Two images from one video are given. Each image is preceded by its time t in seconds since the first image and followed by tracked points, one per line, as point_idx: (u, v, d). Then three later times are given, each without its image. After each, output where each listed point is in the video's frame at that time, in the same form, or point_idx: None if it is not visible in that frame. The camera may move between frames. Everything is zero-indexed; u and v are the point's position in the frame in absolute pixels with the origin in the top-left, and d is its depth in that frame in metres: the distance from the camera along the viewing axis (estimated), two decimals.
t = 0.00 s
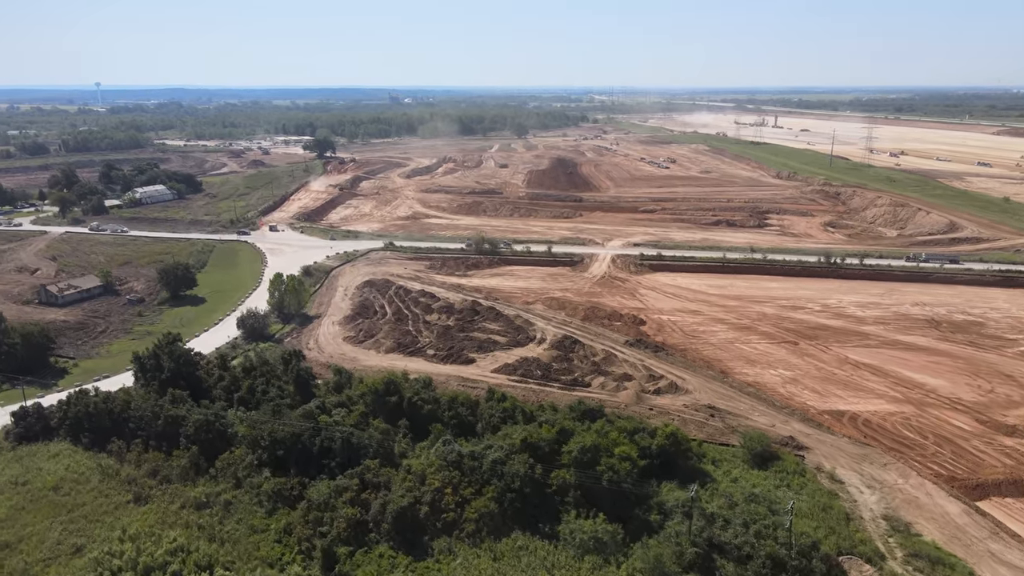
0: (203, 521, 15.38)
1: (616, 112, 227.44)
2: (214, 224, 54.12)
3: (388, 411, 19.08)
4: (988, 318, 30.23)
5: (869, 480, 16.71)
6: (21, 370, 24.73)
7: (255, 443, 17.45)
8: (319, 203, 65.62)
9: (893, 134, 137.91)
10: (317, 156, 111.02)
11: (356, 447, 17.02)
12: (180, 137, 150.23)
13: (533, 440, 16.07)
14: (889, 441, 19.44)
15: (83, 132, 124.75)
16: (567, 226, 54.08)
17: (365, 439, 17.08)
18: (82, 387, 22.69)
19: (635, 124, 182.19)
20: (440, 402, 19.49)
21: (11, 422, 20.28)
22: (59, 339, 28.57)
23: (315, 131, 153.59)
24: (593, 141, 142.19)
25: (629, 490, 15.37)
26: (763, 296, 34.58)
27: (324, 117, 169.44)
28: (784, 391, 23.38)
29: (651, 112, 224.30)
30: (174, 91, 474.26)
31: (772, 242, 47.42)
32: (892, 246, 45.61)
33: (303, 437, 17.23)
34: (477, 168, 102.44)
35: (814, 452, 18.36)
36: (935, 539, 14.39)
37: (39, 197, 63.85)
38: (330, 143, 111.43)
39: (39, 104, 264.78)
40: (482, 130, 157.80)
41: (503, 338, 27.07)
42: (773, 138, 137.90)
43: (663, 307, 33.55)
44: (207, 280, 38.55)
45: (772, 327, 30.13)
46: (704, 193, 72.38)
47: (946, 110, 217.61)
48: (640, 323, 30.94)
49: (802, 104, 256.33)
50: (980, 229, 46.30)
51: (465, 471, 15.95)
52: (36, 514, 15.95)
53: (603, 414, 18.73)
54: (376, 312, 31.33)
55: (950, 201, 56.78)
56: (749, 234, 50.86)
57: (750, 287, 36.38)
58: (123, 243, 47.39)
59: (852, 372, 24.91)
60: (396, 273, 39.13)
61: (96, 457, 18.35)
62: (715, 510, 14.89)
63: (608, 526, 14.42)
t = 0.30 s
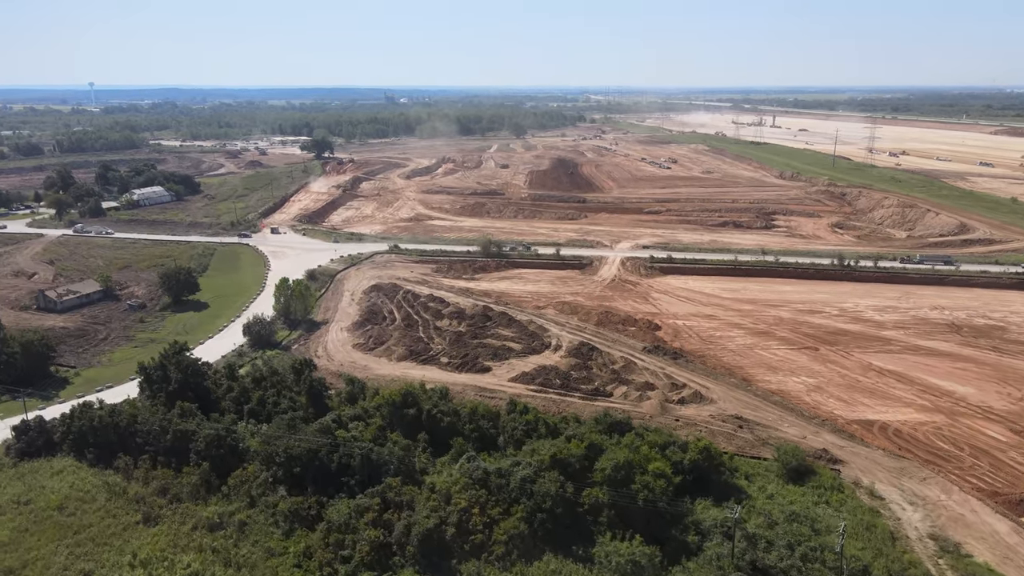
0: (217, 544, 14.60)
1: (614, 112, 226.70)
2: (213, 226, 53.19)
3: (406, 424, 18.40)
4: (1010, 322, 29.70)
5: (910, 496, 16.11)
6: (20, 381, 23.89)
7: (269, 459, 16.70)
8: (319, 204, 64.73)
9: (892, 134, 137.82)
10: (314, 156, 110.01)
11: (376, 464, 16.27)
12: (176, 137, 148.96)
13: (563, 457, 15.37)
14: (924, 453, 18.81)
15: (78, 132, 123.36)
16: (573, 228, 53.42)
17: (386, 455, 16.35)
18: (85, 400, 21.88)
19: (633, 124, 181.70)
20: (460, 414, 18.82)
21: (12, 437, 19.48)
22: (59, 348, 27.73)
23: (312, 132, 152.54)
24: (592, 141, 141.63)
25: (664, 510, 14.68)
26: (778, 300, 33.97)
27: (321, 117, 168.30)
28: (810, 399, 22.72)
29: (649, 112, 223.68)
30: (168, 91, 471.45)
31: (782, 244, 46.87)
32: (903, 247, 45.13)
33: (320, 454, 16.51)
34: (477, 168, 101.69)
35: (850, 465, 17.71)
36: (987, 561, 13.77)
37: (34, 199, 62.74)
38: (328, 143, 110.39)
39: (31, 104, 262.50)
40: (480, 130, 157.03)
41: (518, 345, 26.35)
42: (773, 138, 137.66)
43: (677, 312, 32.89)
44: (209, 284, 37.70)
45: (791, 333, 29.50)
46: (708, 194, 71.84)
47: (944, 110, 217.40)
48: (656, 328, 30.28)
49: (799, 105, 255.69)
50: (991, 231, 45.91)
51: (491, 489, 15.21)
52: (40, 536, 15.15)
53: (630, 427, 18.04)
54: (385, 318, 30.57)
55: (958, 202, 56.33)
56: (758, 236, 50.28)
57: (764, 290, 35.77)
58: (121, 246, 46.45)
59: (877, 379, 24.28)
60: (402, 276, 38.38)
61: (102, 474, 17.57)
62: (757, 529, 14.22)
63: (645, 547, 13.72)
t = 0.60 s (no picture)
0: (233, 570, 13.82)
1: (612, 111, 226.06)
2: (213, 228, 52.26)
3: (426, 440, 17.70)
4: None
5: (955, 513, 15.50)
6: (20, 393, 23.05)
7: (285, 478, 15.94)
8: (320, 206, 63.82)
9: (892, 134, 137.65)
10: (312, 157, 108.95)
11: (398, 483, 15.50)
12: (171, 138, 147.58)
13: (596, 474, 14.67)
14: (962, 467, 18.18)
15: (72, 133, 121.99)
16: (579, 229, 52.72)
17: (408, 473, 15.59)
18: (89, 413, 21.08)
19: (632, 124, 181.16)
20: (482, 427, 18.12)
21: (13, 453, 18.66)
22: (60, 356, 26.86)
23: (309, 132, 151.48)
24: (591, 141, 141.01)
25: (705, 531, 13.97)
26: (794, 304, 33.35)
27: (318, 117, 167.11)
28: (837, 408, 22.05)
29: (647, 112, 223.14)
30: (162, 92, 468.75)
31: (791, 245, 46.33)
32: (914, 249, 44.63)
33: (339, 472, 15.78)
34: (477, 168, 100.88)
35: (889, 480, 17.05)
36: None
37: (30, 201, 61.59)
38: (326, 144, 109.38)
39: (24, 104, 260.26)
40: (479, 130, 156.19)
41: (534, 353, 25.64)
42: (772, 138, 137.38)
43: (691, 316, 32.23)
44: (212, 288, 36.84)
45: (810, 338, 28.88)
46: (712, 194, 71.25)
47: (941, 110, 217.62)
48: (672, 334, 29.63)
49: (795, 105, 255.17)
50: (1002, 234, 45.53)
51: (522, 510, 14.46)
52: (45, 561, 14.35)
53: (660, 440, 17.35)
54: (395, 323, 29.77)
55: (966, 203, 55.94)
56: (766, 238, 49.70)
57: (778, 294, 35.17)
58: (120, 250, 45.50)
59: (904, 387, 23.66)
60: (409, 280, 37.61)
61: (108, 493, 16.76)
62: (802, 550, 13.55)
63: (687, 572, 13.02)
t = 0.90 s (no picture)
0: None
1: (610, 111, 225.42)
2: (213, 230, 51.33)
3: (448, 455, 17.03)
4: None
5: (1005, 532, 14.89)
6: (19, 405, 22.20)
7: (304, 497, 15.17)
8: (321, 207, 62.88)
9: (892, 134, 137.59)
10: (310, 157, 107.97)
11: (423, 503, 14.75)
12: (167, 138, 146.23)
13: (632, 495, 13.98)
14: (1003, 480, 17.58)
15: (67, 133, 120.60)
16: (585, 231, 52.10)
17: (433, 492, 14.85)
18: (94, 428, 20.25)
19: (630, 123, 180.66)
20: (506, 442, 17.41)
21: (15, 470, 17.86)
22: (61, 365, 26.00)
23: (306, 132, 150.29)
24: (591, 141, 140.42)
25: (749, 555, 13.25)
26: (811, 309, 32.78)
27: (315, 117, 165.91)
28: (867, 418, 21.43)
29: (645, 112, 222.61)
30: (156, 91, 465.83)
31: (802, 248, 45.82)
32: (926, 251, 44.22)
33: (361, 491, 15.04)
34: (477, 169, 100.18)
35: (931, 496, 16.42)
36: None
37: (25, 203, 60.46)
38: (325, 144, 108.33)
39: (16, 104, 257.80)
40: (477, 129, 155.39)
41: (551, 361, 24.94)
42: (772, 138, 137.14)
43: (707, 321, 31.61)
44: (215, 293, 36.01)
45: (831, 344, 28.28)
46: (716, 195, 70.75)
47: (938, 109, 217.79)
48: (689, 340, 28.96)
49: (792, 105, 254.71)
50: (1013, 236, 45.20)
51: (555, 532, 13.72)
52: None
53: (692, 456, 16.64)
54: (405, 330, 29.02)
55: (974, 204, 55.66)
56: (776, 240, 49.10)
57: (794, 298, 34.59)
58: (120, 253, 44.58)
59: (933, 396, 23.06)
60: (417, 284, 36.88)
61: (116, 513, 15.94)
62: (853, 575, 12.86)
63: None
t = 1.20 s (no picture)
0: None
1: (607, 111, 224.71)
2: (214, 232, 50.36)
3: (473, 473, 16.32)
4: None
5: None
6: (19, 418, 21.35)
7: (325, 519, 14.40)
8: (322, 209, 61.92)
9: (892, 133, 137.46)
10: (309, 158, 106.93)
11: (451, 525, 14.01)
12: (163, 138, 144.90)
13: (673, 517, 13.33)
14: None
15: (61, 133, 119.18)
16: (592, 233, 51.44)
17: (462, 514, 14.10)
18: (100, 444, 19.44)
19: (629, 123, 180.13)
20: (533, 458, 16.71)
21: (18, 489, 17.04)
22: (62, 375, 25.12)
23: (303, 133, 149.09)
24: (590, 141, 139.81)
25: None
26: (829, 313, 32.18)
27: (312, 117, 164.62)
28: (898, 428, 20.80)
29: (642, 112, 221.99)
30: (151, 92, 463.20)
31: (813, 250, 45.28)
32: (938, 253, 43.79)
33: (386, 512, 14.30)
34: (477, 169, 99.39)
35: (977, 514, 15.79)
36: None
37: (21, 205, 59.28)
38: (323, 145, 107.34)
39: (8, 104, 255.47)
40: (476, 129, 154.55)
41: (569, 370, 24.24)
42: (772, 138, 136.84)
43: (724, 326, 30.97)
44: (219, 298, 35.17)
45: (853, 350, 27.66)
46: (721, 195, 70.20)
47: (934, 109, 217.91)
48: (707, 346, 28.32)
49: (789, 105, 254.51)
50: None
51: (594, 558, 12.99)
52: None
53: (728, 472, 15.96)
54: (416, 337, 28.28)
55: (982, 205, 55.34)
56: (785, 242, 48.54)
57: (810, 302, 34.00)
58: (118, 257, 43.60)
59: (963, 405, 22.48)
60: (425, 288, 36.14)
61: (125, 537, 15.13)
62: None
63: None
